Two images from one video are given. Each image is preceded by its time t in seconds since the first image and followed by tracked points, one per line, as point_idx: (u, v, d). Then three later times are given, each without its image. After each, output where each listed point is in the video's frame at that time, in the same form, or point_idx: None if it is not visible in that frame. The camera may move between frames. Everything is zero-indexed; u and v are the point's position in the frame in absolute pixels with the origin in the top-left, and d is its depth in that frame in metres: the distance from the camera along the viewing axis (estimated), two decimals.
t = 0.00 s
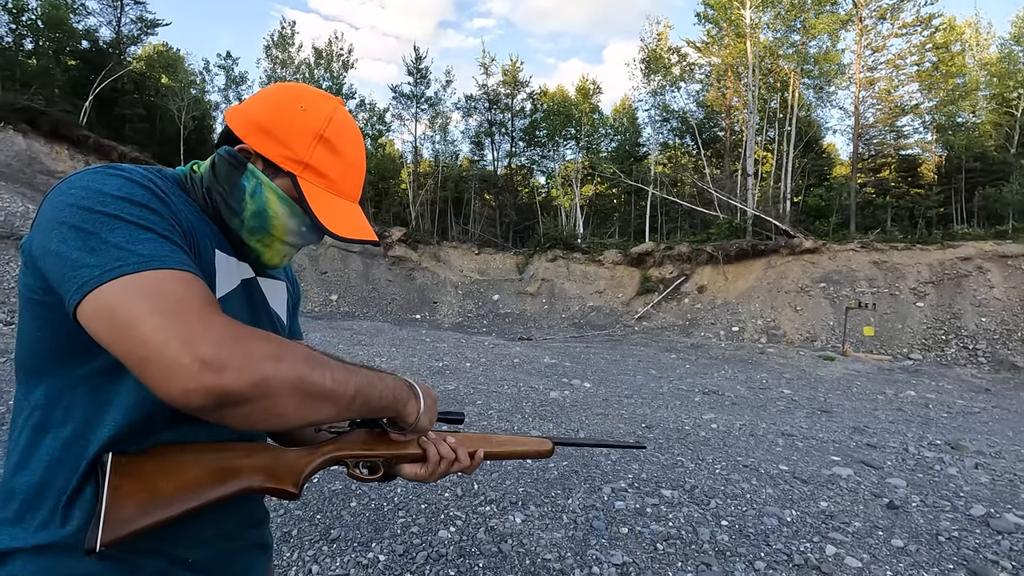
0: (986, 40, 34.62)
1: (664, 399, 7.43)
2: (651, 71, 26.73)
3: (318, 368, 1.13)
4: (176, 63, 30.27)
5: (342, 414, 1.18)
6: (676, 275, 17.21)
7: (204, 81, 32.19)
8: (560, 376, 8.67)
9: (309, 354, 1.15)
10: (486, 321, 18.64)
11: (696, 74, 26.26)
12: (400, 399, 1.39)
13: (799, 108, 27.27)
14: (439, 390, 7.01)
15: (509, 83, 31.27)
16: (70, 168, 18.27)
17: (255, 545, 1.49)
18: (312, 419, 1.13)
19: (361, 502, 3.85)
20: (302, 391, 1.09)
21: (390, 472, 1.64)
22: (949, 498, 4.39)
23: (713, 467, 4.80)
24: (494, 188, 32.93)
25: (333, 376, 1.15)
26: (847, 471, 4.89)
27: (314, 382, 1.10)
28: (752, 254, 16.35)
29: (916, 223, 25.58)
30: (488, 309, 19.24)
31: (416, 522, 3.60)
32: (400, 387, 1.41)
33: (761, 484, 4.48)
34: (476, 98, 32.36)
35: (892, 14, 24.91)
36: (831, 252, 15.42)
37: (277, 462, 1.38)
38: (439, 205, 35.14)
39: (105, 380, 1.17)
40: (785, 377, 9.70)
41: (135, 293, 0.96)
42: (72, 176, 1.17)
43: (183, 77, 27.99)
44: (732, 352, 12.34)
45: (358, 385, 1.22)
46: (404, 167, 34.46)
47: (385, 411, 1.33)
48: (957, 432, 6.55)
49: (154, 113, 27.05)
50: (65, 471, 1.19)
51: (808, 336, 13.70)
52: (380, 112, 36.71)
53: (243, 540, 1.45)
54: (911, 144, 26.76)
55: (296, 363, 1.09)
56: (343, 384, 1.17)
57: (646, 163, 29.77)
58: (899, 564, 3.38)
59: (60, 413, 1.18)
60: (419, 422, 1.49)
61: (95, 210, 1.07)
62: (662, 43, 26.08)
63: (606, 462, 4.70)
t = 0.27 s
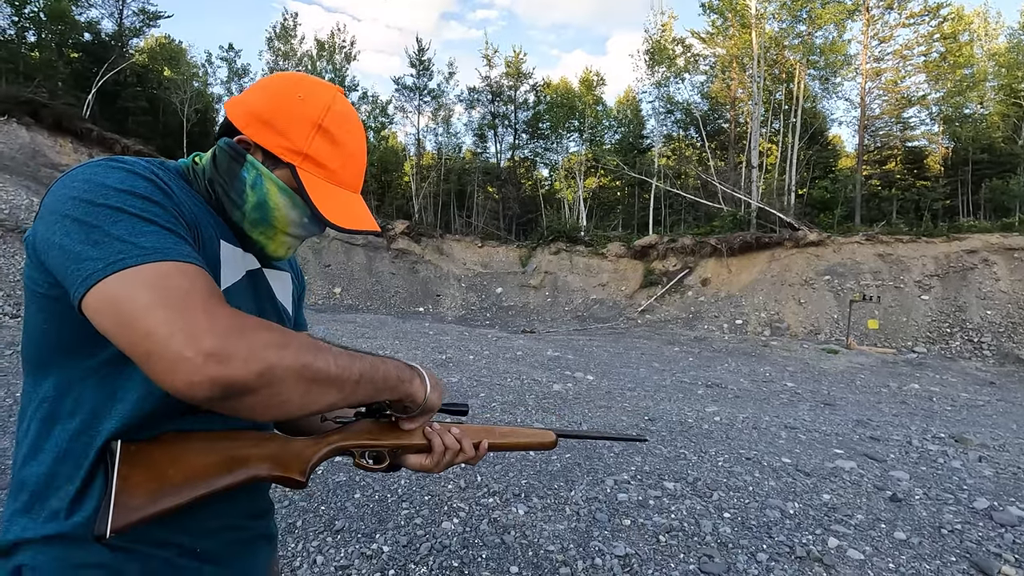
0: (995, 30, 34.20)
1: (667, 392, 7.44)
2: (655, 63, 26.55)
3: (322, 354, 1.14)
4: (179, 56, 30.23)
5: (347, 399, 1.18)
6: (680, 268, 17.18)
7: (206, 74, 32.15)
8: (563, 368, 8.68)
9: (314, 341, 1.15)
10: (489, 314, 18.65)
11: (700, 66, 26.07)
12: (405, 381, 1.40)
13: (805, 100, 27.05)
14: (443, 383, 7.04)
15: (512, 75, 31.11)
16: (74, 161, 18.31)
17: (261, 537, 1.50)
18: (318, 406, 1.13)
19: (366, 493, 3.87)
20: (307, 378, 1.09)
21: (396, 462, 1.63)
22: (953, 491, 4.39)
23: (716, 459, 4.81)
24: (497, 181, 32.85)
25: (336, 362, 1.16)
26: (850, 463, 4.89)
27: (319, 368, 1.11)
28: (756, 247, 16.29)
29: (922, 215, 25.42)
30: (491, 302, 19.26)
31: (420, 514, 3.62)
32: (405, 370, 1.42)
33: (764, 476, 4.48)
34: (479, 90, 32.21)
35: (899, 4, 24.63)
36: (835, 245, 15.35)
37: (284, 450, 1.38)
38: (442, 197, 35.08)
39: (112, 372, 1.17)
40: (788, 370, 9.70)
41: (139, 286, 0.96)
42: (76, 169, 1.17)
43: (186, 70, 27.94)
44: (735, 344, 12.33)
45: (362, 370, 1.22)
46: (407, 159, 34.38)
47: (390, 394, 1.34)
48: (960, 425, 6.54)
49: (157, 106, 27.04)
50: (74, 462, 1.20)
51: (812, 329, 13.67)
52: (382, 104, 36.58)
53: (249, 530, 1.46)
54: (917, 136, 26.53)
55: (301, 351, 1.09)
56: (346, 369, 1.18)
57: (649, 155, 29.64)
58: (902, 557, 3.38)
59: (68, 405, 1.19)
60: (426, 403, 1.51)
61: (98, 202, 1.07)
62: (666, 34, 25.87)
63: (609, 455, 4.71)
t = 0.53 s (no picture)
0: (1002, 23, 33.91)
1: (670, 387, 7.44)
2: (658, 57, 26.41)
3: (329, 348, 1.13)
4: (180, 51, 30.20)
5: (354, 393, 1.18)
6: (682, 263, 17.15)
7: (208, 69, 32.10)
8: (565, 363, 8.68)
9: (321, 336, 1.14)
10: (492, 309, 18.66)
11: (704, 59, 25.92)
12: (412, 378, 1.39)
13: (809, 94, 26.90)
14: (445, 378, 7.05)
15: (515, 69, 31.00)
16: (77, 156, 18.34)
17: (264, 529, 1.50)
18: (326, 398, 1.13)
19: (368, 487, 3.88)
20: (313, 371, 1.08)
21: (399, 457, 1.65)
22: (956, 486, 4.38)
23: (718, 454, 4.81)
24: (499, 175, 32.82)
25: (343, 355, 1.15)
26: (853, 459, 4.88)
27: (327, 361, 1.11)
28: (759, 242, 16.24)
29: (926, 210, 25.31)
30: (494, 298, 19.27)
31: (423, 508, 3.63)
32: (411, 367, 1.41)
33: (767, 471, 4.48)
34: (482, 84, 32.10)
35: None
36: (839, 240, 15.29)
37: (287, 439, 1.38)
38: (444, 192, 35.03)
39: (115, 365, 1.17)
40: (791, 365, 9.68)
41: (144, 275, 0.96)
42: (75, 161, 1.16)
43: (187, 64, 27.91)
44: (738, 340, 12.32)
45: (369, 364, 1.22)
46: (409, 154, 34.32)
47: (397, 391, 1.33)
48: (964, 420, 6.52)
49: (159, 101, 27.03)
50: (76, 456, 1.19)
51: (815, 324, 13.64)
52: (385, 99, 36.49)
53: (254, 523, 1.46)
54: (922, 130, 26.38)
55: (308, 343, 1.09)
56: (354, 363, 1.17)
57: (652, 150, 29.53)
58: (905, 552, 3.38)
59: (70, 399, 1.19)
60: (431, 403, 1.50)
61: (98, 193, 1.06)
62: (670, 28, 25.71)
63: (611, 450, 4.72)
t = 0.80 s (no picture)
0: (1006, 20, 33.72)
1: (671, 384, 7.44)
2: (660, 53, 26.34)
3: (333, 342, 1.13)
4: (182, 47, 30.19)
5: (356, 390, 1.18)
6: (684, 260, 17.13)
7: (210, 65, 32.09)
8: (567, 360, 8.69)
9: (324, 331, 1.15)
10: (493, 306, 18.67)
11: (706, 55, 25.83)
12: (413, 377, 1.39)
13: (811, 90, 26.79)
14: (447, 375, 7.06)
15: (516, 66, 30.93)
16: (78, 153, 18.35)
17: (266, 525, 1.50)
18: (328, 394, 1.13)
19: (370, 484, 3.89)
20: (317, 366, 1.09)
21: (397, 455, 1.65)
22: (959, 484, 4.37)
23: (720, 451, 4.80)
24: (501, 172, 32.80)
25: (347, 351, 1.15)
26: (855, 455, 4.88)
27: (330, 356, 1.11)
28: (761, 239, 16.21)
29: (929, 207, 25.24)
30: (496, 294, 19.27)
31: (425, 504, 3.63)
32: (412, 365, 1.41)
33: (769, 468, 4.48)
34: (483, 81, 32.03)
35: None
36: (841, 237, 15.24)
37: (285, 434, 1.38)
38: (445, 189, 34.98)
39: (116, 360, 1.17)
40: (794, 362, 9.67)
41: (148, 267, 0.96)
42: (74, 156, 1.15)
43: (189, 61, 27.90)
44: (740, 337, 12.30)
45: (372, 361, 1.22)
46: (411, 151, 34.30)
47: (399, 388, 1.33)
48: (966, 417, 6.51)
49: (160, 98, 27.02)
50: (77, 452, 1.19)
51: (817, 321, 13.62)
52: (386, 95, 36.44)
53: (255, 519, 1.47)
54: (925, 127, 26.28)
55: (311, 338, 1.08)
56: (357, 359, 1.17)
57: (654, 147, 29.47)
58: (907, 548, 3.38)
59: (70, 396, 1.19)
60: (431, 401, 1.50)
61: (98, 187, 1.06)
62: (672, 24, 25.61)
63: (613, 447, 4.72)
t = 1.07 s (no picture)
0: (1010, 16, 33.53)
1: (673, 382, 7.44)
2: (662, 50, 26.28)
3: (331, 341, 1.13)
4: (183, 45, 30.20)
5: (355, 387, 1.18)
6: (686, 258, 17.10)
7: (211, 63, 32.10)
8: (568, 358, 8.69)
9: (321, 330, 1.14)
10: (495, 303, 18.68)
11: (708, 52, 25.75)
12: (411, 374, 1.39)
13: (814, 87, 26.70)
14: (448, 372, 7.08)
15: (518, 63, 30.87)
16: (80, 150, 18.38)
17: (266, 522, 1.51)
18: (327, 391, 1.13)
19: (372, 481, 3.89)
20: (315, 365, 1.09)
21: (394, 454, 1.63)
22: (961, 482, 4.36)
23: (721, 448, 4.80)
24: (502, 170, 32.75)
25: (345, 349, 1.15)
26: (857, 453, 4.87)
27: (328, 355, 1.10)
28: (764, 236, 16.17)
29: (932, 204, 25.16)
30: (497, 292, 19.27)
31: (426, 501, 3.64)
32: (410, 362, 1.41)
33: (770, 466, 4.47)
34: (485, 78, 31.99)
35: None
36: (843, 234, 15.20)
37: (281, 431, 1.37)
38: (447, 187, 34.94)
39: (113, 359, 1.17)
40: (795, 360, 9.66)
41: (144, 267, 0.95)
42: (72, 154, 1.15)
43: (190, 59, 27.90)
44: (741, 334, 12.30)
45: (370, 358, 1.22)
46: (412, 149, 34.28)
47: (397, 384, 1.33)
48: (968, 415, 6.49)
49: (162, 95, 27.04)
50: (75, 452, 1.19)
51: (819, 319, 13.59)
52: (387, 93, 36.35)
53: (256, 517, 1.47)
54: (929, 124, 26.19)
55: (308, 338, 1.08)
56: (356, 358, 1.18)
57: (656, 144, 29.40)
58: (909, 546, 3.38)
59: (70, 393, 1.19)
60: (428, 397, 1.50)
61: (95, 185, 1.06)
62: (674, 21, 25.51)
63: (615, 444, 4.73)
